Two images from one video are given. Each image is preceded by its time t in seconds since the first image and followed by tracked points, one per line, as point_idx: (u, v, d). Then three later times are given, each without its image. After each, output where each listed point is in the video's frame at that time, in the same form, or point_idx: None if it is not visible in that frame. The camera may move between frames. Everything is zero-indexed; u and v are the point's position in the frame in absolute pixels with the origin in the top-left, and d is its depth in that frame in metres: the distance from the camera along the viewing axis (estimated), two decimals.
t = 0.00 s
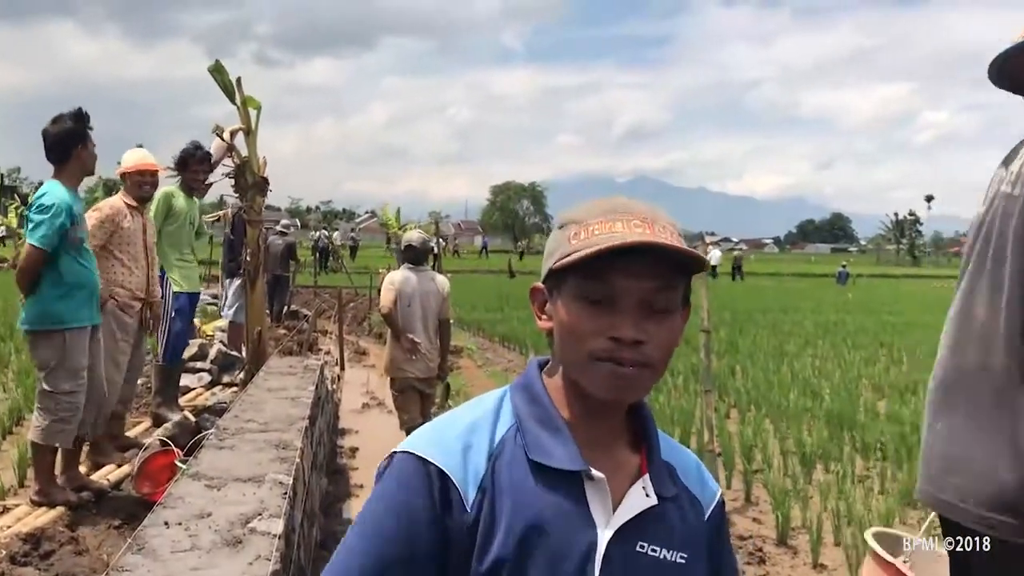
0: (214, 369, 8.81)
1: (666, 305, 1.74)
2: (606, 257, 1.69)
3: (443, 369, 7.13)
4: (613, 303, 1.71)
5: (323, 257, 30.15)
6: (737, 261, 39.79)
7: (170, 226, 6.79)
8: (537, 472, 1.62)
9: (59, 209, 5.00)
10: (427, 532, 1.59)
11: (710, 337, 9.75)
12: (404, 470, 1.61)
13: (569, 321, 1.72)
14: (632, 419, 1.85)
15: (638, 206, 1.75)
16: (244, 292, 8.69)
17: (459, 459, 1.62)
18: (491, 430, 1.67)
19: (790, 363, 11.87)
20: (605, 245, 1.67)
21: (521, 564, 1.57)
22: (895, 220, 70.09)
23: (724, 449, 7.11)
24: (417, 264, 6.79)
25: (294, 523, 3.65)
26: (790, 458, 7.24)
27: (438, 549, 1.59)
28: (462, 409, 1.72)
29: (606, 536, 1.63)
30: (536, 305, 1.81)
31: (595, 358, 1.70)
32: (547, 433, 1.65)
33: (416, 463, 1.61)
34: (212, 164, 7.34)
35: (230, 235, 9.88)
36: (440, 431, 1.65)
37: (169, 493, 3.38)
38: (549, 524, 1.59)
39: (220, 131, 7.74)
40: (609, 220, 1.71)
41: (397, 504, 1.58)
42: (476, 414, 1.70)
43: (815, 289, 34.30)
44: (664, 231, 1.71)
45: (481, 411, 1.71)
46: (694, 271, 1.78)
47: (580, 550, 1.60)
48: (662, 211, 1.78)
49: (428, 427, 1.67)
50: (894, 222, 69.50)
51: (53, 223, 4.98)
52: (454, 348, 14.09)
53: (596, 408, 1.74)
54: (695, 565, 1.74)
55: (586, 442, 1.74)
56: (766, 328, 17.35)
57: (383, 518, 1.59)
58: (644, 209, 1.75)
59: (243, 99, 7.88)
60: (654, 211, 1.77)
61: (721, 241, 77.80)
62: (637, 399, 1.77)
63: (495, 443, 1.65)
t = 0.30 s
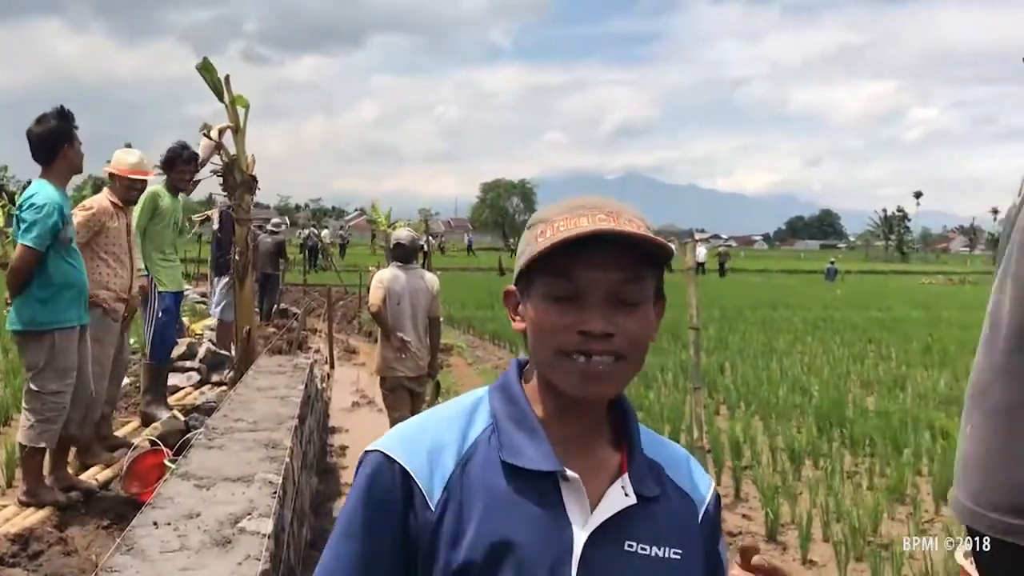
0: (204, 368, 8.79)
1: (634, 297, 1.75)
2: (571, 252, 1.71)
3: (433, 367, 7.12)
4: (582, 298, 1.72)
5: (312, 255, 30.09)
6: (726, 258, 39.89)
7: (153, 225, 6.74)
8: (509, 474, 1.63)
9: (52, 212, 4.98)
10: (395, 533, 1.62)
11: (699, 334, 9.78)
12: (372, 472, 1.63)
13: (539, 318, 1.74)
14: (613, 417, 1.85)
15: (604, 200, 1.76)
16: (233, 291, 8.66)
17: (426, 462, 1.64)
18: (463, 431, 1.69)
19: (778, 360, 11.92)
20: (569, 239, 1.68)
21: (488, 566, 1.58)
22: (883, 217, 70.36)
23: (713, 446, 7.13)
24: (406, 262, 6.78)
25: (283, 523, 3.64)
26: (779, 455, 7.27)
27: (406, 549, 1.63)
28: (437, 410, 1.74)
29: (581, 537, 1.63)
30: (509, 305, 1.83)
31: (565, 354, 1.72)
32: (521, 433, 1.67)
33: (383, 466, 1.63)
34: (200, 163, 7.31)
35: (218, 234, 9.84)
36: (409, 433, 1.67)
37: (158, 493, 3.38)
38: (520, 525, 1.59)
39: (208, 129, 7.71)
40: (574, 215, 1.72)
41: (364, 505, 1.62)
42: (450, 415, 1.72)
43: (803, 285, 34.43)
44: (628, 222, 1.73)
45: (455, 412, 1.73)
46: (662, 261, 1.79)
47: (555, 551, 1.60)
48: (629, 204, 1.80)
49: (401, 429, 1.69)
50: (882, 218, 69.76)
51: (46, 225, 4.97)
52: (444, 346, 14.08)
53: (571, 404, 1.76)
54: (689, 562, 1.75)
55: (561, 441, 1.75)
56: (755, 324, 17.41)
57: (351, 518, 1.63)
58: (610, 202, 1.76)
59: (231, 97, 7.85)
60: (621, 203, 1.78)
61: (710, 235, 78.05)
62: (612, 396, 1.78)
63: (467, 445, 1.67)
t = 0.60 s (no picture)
0: (194, 363, 8.78)
1: (586, 293, 1.77)
2: (517, 251, 1.74)
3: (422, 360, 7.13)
4: (533, 296, 1.75)
5: (302, 249, 30.02)
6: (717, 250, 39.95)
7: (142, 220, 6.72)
8: (466, 473, 1.67)
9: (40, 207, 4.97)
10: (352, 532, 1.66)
11: (689, 327, 9.82)
12: (331, 472, 1.68)
13: (493, 320, 1.77)
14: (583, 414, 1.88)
15: (553, 197, 1.79)
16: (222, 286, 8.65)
17: (383, 461, 1.68)
18: (423, 434, 1.73)
19: (768, 352, 11.96)
20: (513, 238, 1.72)
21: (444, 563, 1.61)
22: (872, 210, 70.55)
23: (703, 438, 7.16)
24: (397, 256, 6.79)
25: (274, 518, 3.65)
26: (768, 446, 7.31)
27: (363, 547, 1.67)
28: (398, 414, 1.79)
29: (542, 535, 1.66)
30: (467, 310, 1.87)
31: (519, 355, 1.75)
32: (479, 433, 1.70)
33: (341, 466, 1.68)
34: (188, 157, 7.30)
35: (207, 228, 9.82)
36: (368, 435, 1.72)
37: (149, 489, 3.38)
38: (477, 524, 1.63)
39: (196, 124, 7.69)
40: (519, 214, 1.75)
41: (322, 504, 1.66)
42: (409, 417, 1.76)
43: (793, 277, 34.53)
44: (573, 217, 1.75)
45: (417, 414, 1.77)
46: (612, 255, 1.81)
47: (513, 551, 1.63)
48: (581, 199, 1.82)
49: (361, 430, 1.74)
50: (871, 210, 69.94)
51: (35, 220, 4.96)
52: (435, 339, 14.09)
53: (530, 405, 1.78)
54: (657, 559, 1.76)
55: (525, 440, 1.78)
56: (745, 316, 17.46)
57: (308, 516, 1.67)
58: (559, 199, 1.79)
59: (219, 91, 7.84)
60: (572, 199, 1.80)
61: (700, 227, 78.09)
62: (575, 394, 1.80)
63: (425, 447, 1.71)
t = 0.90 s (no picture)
0: (183, 357, 8.75)
1: (563, 288, 1.78)
2: (492, 248, 1.74)
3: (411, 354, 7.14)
4: (511, 292, 1.75)
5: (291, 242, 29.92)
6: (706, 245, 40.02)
7: (130, 214, 6.69)
8: (456, 466, 1.67)
9: (23, 201, 4.94)
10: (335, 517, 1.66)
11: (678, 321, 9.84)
12: (316, 456, 1.67)
13: (471, 319, 1.78)
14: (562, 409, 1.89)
15: (530, 192, 1.80)
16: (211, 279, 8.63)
17: (370, 449, 1.68)
18: (409, 425, 1.73)
19: (757, 346, 12.01)
20: (488, 236, 1.72)
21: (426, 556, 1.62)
22: (860, 204, 70.85)
23: (692, 432, 7.19)
24: (392, 250, 6.78)
25: (264, 514, 3.65)
26: (757, 440, 7.33)
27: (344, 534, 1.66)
28: (384, 401, 1.79)
29: (526, 534, 1.67)
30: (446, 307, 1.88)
31: (498, 354, 1.75)
32: (467, 426, 1.71)
33: (327, 450, 1.67)
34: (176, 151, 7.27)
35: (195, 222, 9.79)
36: (353, 422, 1.71)
37: (137, 485, 3.37)
38: (463, 519, 1.64)
39: (185, 117, 7.66)
40: (493, 211, 1.76)
41: (305, 488, 1.65)
42: (394, 408, 1.76)
43: (782, 272, 34.62)
44: (548, 211, 1.76)
45: (403, 405, 1.77)
46: (588, 250, 1.82)
47: (495, 547, 1.64)
48: (558, 193, 1.83)
49: (346, 416, 1.74)
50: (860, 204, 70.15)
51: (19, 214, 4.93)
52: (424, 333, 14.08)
53: (511, 403, 1.78)
54: (629, 562, 1.77)
55: (509, 437, 1.78)
56: (734, 310, 17.52)
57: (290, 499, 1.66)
58: (535, 193, 1.79)
59: (207, 85, 7.80)
60: (549, 194, 1.81)
61: (689, 221, 78.31)
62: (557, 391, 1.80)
63: (413, 436, 1.71)
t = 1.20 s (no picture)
0: (157, 356, 8.68)
1: (546, 285, 1.78)
2: (477, 245, 1.73)
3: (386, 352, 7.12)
4: (495, 288, 1.74)
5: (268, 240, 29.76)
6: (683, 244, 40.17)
7: (105, 210, 6.62)
8: (429, 459, 1.66)
9: None
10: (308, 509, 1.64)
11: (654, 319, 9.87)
12: (289, 447, 1.66)
13: (451, 314, 1.77)
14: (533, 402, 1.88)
15: (510, 188, 1.79)
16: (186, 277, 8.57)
17: (344, 440, 1.66)
18: (383, 416, 1.71)
19: (733, 344, 12.07)
20: (475, 232, 1.71)
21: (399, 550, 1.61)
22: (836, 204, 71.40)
23: (668, 430, 7.21)
24: (371, 249, 6.73)
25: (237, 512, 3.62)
26: (732, 437, 7.37)
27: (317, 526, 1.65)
28: (358, 391, 1.77)
29: (497, 528, 1.67)
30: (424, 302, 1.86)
31: (481, 350, 1.74)
32: (441, 419, 1.70)
33: (300, 441, 1.65)
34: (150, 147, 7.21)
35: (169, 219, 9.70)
36: (328, 412, 1.69)
37: (108, 483, 3.34)
38: (435, 513, 1.63)
39: (159, 113, 7.59)
40: (477, 206, 1.75)
41: (278, 479, 1.63)
42: (368, 398, 1.74)
43: (758, 270, 34.82)
44: (532, 209, 1.75)
45: (377, 395, 1.75)
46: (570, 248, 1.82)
47: (469, 541, 1.64)
48: (537, 190, 1.83)
49: (319, 406, 1.72)
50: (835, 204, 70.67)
51: None
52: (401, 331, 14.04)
53: (489, 399, 1.77)
54: (599, 555, 1.79)
55: (482, 431, 1.77)
56: (711, 309, 17.60)
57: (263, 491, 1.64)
58: (516, 189, 1.79)
59: (183, 81, 7.74)
60: (529, 191, 1.80)
61: (666, 219, 78.73)
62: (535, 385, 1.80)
63: (387, 427, 1.69)
